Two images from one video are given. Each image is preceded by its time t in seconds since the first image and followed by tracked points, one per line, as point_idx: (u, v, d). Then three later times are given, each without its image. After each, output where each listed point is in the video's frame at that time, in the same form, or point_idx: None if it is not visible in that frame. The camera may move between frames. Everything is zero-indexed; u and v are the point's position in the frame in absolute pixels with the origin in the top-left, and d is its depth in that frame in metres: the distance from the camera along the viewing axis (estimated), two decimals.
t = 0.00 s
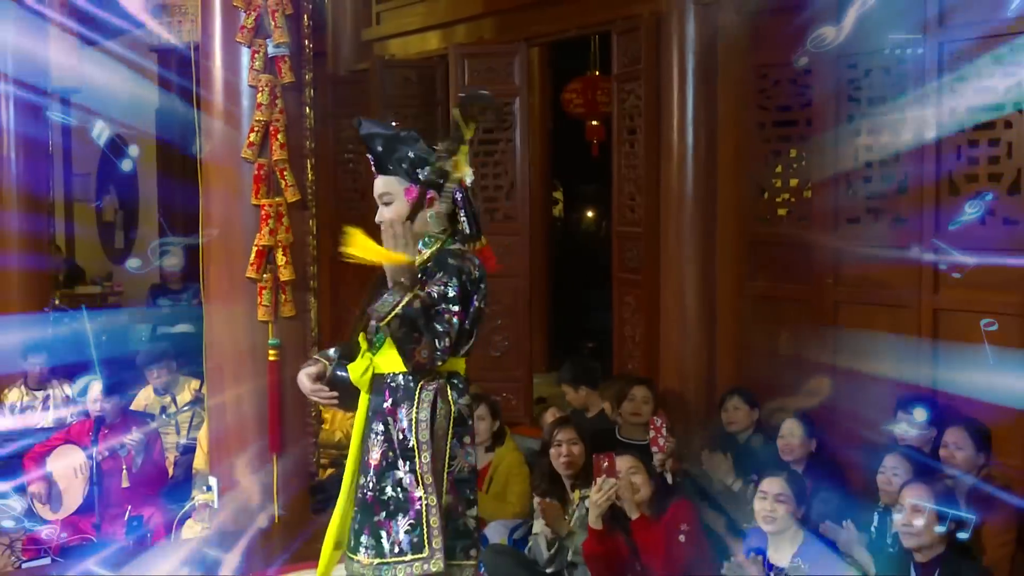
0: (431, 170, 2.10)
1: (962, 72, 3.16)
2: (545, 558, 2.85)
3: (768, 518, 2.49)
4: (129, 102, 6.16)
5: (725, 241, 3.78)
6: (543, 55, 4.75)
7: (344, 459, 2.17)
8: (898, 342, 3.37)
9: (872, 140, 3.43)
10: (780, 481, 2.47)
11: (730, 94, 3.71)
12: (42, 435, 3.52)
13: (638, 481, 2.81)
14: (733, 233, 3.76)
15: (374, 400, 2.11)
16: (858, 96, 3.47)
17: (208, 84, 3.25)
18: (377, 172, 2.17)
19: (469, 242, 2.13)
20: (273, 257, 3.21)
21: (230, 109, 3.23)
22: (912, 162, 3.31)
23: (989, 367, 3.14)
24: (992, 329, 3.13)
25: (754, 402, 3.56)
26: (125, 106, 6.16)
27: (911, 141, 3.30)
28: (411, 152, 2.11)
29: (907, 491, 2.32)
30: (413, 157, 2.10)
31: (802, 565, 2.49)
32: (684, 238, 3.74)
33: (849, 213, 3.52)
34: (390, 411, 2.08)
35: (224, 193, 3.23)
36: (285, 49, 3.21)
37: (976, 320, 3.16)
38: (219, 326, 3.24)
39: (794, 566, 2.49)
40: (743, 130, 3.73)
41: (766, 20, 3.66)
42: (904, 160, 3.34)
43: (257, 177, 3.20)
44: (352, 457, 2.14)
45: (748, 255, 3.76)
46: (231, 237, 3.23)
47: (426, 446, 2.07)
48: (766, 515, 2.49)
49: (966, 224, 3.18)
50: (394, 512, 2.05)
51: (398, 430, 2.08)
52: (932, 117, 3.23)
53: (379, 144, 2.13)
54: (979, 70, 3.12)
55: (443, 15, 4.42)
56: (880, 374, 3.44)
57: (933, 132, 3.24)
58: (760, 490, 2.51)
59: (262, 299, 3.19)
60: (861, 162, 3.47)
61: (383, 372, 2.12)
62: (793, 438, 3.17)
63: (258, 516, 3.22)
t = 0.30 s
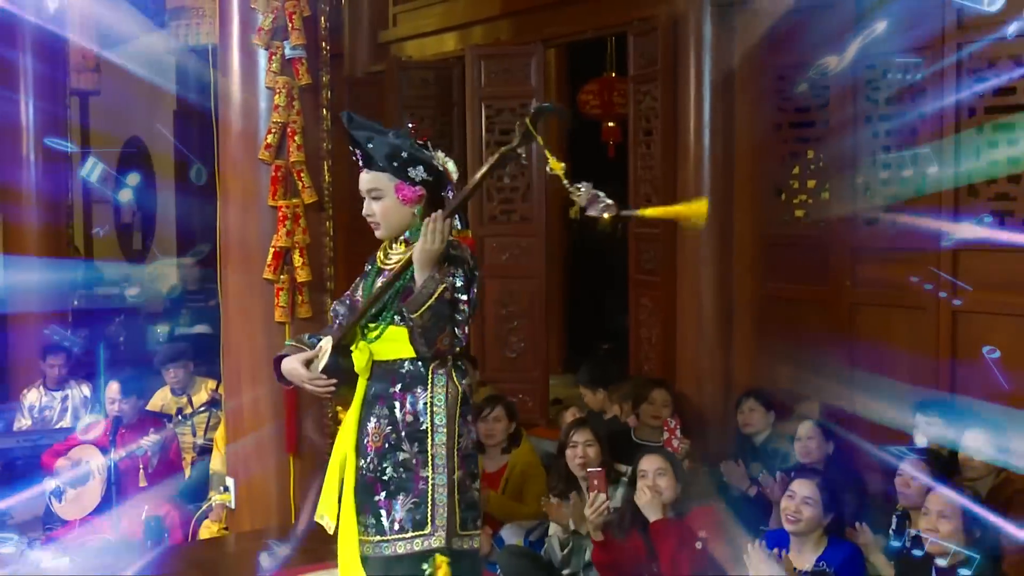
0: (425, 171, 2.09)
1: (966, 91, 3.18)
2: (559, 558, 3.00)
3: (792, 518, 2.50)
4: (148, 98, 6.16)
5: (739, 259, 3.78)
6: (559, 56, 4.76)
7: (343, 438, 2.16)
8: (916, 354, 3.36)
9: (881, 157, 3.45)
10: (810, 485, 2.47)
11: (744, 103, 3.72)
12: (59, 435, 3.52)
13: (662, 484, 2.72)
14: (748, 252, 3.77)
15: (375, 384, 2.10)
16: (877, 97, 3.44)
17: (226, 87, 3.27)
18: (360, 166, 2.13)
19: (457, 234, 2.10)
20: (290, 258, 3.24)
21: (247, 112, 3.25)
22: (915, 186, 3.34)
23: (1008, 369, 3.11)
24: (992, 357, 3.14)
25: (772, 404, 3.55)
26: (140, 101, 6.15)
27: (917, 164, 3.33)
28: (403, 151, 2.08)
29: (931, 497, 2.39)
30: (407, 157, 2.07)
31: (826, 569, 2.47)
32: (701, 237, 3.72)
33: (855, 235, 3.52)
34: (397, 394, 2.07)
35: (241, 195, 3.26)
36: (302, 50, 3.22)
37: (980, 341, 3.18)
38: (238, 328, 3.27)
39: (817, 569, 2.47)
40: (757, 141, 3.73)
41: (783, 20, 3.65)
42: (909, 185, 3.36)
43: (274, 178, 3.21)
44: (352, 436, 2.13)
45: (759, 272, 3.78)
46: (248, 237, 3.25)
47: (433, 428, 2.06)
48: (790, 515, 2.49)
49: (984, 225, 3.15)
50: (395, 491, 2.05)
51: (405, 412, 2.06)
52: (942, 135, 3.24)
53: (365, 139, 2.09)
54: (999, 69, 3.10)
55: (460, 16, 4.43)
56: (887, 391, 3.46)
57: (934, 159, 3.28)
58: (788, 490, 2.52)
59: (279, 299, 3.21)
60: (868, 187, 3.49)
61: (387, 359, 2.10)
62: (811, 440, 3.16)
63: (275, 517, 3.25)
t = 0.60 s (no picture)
0: (437, 174, 2.10)
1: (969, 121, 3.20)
2: (582, 561, 2.95)
3: (819, 524, 2.49)
4: (167, 112, 6.28)
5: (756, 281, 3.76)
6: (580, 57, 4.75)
7: (366, 439, 2.12)
8: (938, 364, 3.34)
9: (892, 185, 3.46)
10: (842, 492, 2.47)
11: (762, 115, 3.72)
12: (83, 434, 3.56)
13: (688, 485, 2.74)
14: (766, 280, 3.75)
15: (400, 383, 2.09)
16: (900, 98, 3.42)
17: (247, 90, 3.30)
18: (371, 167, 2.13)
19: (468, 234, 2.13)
20: (311, 258, 3.24)
21: (269, 113, 3.27)
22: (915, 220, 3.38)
23: None
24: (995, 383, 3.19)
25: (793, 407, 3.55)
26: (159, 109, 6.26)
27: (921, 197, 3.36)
28: (418, 153, 2.09)
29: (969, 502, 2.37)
30: (421, 159, 2.08)
31: None
32: (721, 241, 3.72)
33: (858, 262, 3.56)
34: (426, 391, 2.07)
35: (263, 195, 3.28)
36: (323, 51, 3.23)
37: (990, 360, 3.20)
38: (259, 329, 3.29)
39: None
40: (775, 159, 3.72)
41: (804, 20, 3.63)
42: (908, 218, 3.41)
43: (296, 179, 3.23)
44: (378, 435, 2.09)
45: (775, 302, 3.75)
46: (270, 238, 3.28)
47: (465, 423, 2.08)
48: (817, 522, 2.48)
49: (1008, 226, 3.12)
50: (435, 484, 2.04)
51: (436, 408, 2.07)
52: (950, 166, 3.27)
53: (377, 142, 2.10)
54: None
55: (481, 17, 4.43)
56: (898, 405, 3.46)
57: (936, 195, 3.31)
58: (817, 496, 2.51)
59: (300, 300, 3.22)
60: (873, 227, 3.51)
61: (411, 358, 2.10)
62: (833, 444, 3.14)
63: (294, 517, 3.26)
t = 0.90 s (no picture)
0: (475, 186, 2.14)
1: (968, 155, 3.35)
2: (603, 564, 3.09)
3: (839, 530, 2.46)
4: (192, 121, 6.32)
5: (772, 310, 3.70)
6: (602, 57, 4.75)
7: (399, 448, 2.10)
8: (963, 367, 3.36)
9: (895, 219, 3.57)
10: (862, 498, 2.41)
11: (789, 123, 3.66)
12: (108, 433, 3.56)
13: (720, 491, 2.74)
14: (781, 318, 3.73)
15: (439, 392, 2.10)
16: (924, 97, 3.48)
17: (270, 92, 3.32)
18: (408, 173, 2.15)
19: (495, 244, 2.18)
20: (333, 260, 3.24)
21: (291, 114, 3.28)
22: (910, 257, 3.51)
23: None
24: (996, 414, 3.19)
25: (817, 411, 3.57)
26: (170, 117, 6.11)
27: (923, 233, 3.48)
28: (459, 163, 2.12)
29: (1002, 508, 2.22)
30: (462, 169, 2.12)
31: None
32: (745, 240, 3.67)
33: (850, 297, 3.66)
34: (464, 401, 2.10)
35: (285, 197, 3.29)
36: (345, 53, 3.24)
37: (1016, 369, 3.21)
38: (281, 328, 3.29)
39: None
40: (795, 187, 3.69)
41: (829, 21, 3.61)
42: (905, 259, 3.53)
43: (318, 181, 3.24)
44: (414, 444, 2.08)
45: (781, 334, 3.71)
46: (292, 239, 3.29)
47: (499, 432, 2.12)
48: (838, 527, 2.45)
49: None
50: (472, 491, 2.07)
51: (473, 417, 2.10)
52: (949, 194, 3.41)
53: (420, 149, 2.12)
54: None
55: (504, 18, 4.41)
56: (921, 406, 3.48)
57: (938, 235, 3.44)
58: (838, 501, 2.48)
59: (322, 301, 3.22)
60: (870, 262, 3.63)
61: (449, 367, 2.11)
62: (858, 446, 3.11)
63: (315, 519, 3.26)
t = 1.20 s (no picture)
0: (498, 189, 2.19)
1: (972, 179, 3.25)
2: None
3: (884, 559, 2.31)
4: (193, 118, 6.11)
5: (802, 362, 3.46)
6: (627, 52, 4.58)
7: (425, 458, 2.10)
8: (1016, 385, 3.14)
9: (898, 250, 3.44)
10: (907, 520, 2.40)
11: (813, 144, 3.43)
12: (99, 450, 3.34)
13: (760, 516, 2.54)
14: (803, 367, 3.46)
15: (467, 397, 2.11)
16: (973, 93, 3.24)
17: (275, 87, 3.08)
18: (430, 166, 2.17)
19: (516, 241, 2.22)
20: (341, 266, 3.02)
21: (298, 111, 3.05)
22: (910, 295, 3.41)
23: None
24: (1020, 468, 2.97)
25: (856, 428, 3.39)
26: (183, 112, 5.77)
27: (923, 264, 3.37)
28: (486, 164, 2.16)
29: None
30: (489, 170, 2.16)
31: None
32: (780, 247, 3.43)
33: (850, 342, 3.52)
34: (492, 405, 2.13)
35: (290, 199, 3.06)
36: (355, 46, 3.03)
37: None
38: (285, 340, 3.06)
39: None
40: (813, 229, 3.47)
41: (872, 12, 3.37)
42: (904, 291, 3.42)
43: (325, 182, 3.02)
44: (444, 453, 2.09)
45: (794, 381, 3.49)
46: (298, 245, 3.05)
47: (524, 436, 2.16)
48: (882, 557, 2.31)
49: None
50: (501, 497, 2.11)
51: (500, 421, 2.13)
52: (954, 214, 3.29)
53: (453, 144, 2.15)
54: None
55: (523, 9, 4.19)
56: (966, 423, 3.26)
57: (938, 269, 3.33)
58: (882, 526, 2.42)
59: (329, 310, 3.00)
60: (872, 302, 3.49)
61: (477, 370, 2.13)
62: (902, 466, 2.97)
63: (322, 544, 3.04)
